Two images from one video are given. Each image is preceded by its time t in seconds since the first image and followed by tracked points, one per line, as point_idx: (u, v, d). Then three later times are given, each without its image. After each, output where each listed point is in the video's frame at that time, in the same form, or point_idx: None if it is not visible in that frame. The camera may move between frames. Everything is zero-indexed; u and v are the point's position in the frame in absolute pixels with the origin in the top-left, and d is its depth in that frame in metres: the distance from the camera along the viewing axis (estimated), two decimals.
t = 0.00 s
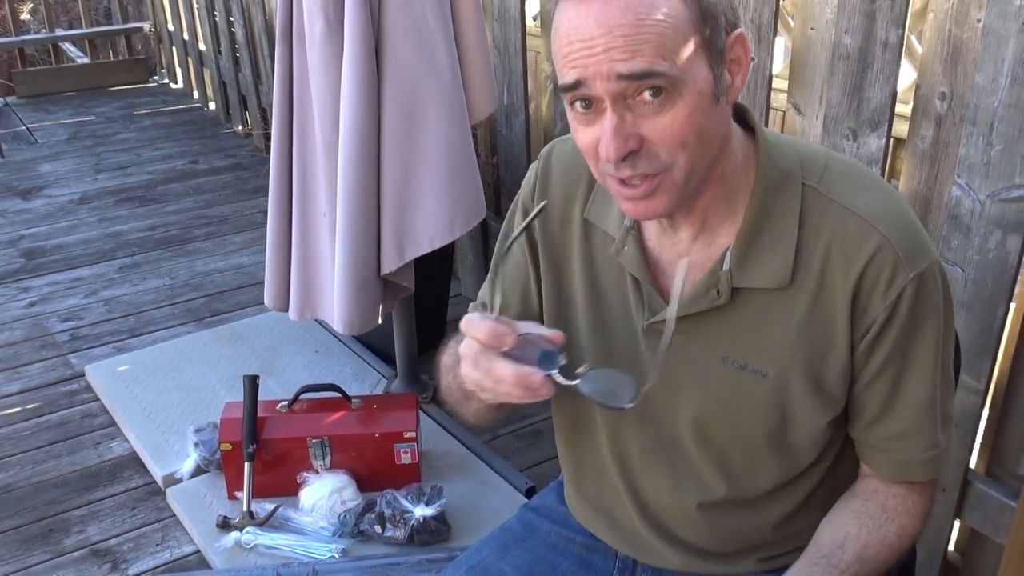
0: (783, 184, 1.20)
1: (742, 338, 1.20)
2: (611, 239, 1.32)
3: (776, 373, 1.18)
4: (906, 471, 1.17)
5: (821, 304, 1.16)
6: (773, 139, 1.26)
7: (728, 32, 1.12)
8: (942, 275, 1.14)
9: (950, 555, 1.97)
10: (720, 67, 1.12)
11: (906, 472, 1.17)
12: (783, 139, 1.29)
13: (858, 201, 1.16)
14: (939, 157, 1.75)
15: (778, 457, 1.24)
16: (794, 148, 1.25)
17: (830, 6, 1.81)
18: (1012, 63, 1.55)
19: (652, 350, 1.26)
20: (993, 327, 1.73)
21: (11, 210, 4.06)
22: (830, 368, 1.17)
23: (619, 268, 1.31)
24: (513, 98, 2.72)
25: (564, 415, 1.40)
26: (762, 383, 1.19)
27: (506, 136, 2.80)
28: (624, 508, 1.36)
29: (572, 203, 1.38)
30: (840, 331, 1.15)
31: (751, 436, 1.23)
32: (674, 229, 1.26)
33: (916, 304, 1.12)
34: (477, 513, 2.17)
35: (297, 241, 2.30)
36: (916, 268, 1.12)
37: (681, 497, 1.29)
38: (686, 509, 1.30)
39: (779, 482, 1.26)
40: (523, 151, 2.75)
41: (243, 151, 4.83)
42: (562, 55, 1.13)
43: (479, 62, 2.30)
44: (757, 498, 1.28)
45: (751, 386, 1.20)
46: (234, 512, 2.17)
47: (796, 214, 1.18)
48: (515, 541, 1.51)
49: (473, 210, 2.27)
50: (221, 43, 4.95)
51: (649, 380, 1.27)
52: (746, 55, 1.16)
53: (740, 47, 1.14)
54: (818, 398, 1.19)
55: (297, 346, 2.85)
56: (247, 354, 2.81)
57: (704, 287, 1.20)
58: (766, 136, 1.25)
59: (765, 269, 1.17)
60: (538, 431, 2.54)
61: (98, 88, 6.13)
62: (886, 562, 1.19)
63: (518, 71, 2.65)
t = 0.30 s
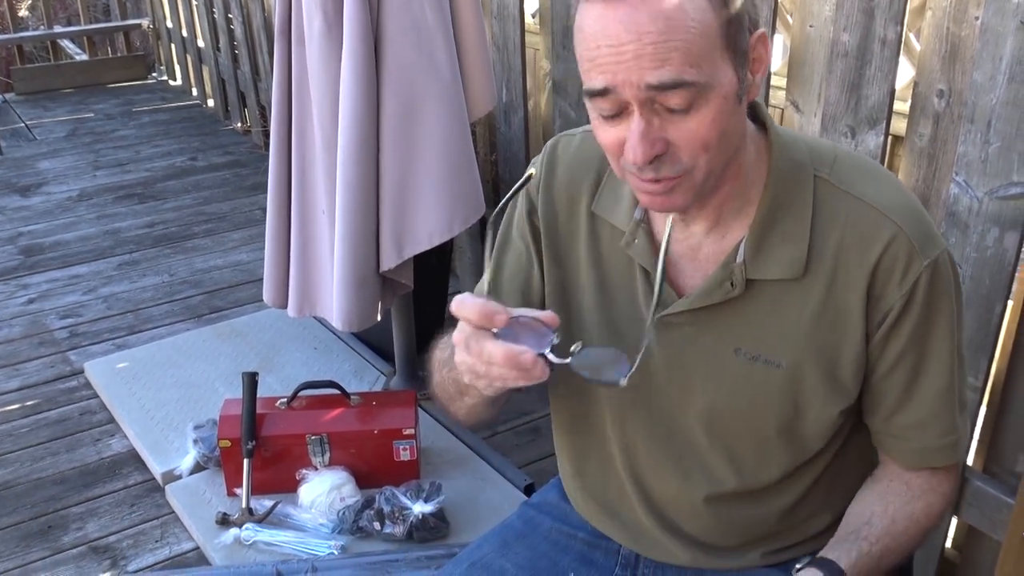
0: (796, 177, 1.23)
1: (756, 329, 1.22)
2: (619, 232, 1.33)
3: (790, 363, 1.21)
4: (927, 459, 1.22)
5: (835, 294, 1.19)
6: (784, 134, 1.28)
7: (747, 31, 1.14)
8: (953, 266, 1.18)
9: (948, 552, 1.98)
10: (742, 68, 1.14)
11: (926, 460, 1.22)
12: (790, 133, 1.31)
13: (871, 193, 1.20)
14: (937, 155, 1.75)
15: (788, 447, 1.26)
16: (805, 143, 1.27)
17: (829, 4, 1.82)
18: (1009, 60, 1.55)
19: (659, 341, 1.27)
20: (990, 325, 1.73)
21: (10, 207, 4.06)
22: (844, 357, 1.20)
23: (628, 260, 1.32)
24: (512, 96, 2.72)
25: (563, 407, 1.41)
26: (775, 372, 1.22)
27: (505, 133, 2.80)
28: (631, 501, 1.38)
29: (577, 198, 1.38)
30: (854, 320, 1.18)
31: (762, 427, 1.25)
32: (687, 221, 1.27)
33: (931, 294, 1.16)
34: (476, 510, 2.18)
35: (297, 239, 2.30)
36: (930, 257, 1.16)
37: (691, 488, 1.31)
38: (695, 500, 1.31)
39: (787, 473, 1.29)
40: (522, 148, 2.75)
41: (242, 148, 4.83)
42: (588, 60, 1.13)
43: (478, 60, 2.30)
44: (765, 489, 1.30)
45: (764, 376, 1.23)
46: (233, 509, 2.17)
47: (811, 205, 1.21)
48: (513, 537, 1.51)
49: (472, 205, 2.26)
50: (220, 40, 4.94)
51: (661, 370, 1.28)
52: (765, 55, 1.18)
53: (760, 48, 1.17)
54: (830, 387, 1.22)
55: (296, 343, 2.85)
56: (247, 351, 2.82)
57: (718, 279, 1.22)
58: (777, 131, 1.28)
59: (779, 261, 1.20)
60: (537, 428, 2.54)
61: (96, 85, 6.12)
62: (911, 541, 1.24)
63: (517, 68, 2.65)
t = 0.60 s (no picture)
0: (808, 185, 1.21)
1: (763, 335, 1.23)
2: (627, 233, 1.33)
3: (794, 370, 1.22)
4: (921, 471, 1.20)
5: (841, 304, 1.19)
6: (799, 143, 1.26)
7: (787, 81, 1.08)
8: (961, 279, 1.17)
9: (945, 550, 1.99)
10: (779, 120, 1.09)
11: (920, 471, 1.20)
12: (804, 139, 1.30)
13: (882, 204, 1.18)
14: (935, 154, 1.76)
15: (790, 453, 1.28)
16: (818, 150, 1.25)
17: (826, 4, 1.82)
18: (1006, 60, 1.56)
19: (666, 342, 1.30)
20: (987, 324, 1.74)
21: (8, 206, 4.06)
22: (848, 367, 1.21)
23: (636, 262, 1.33)
24: (510, 95, 2.72)
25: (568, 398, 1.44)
26: (780, 379, 1.23)
27: (503, 132, 2.80)
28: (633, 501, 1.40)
29: (587, 200, 1.38)
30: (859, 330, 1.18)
31: (765, 431, 1.27)
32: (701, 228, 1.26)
33: (936, 307, 1.15)
34: (475, 508, 2.18)
35: (294, 238, 2.30)
36: (937, 270, 1.14)
37: (692, 490, 1.33)
38: (697, 501, 1.33)
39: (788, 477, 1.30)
40: (520, 147, 2.76)
41: (240, 146, 4.83)
42: (626, 123, 1.08)
43: (476, 59, 2.31)
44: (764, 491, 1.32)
45: (768, 382, 1.24)
46: (231, 508, 2.18)
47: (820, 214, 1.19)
48: (512, 535, 1.52)
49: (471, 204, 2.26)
50: (218, 39, 4.94)
51: (668, 372, 1.31)
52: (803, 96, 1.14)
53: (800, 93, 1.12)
54: (832, 396, 1.23)
55: (294, 342, 2.85)
56: (245, 350, 2.82)
57: (726, 286, 1.23)
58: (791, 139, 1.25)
59: (786, 269, 1.20)
60: (535, 427, 2.55)
61: (94, 84, 6.12)
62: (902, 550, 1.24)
63: (515, 67, 2.65)
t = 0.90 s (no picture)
0: (806, 183, 1.22)
1: (754, 332, 1.25)
2: (625, 223, 1.34)
3: (783, 367, 1.24)
4: (887, 474, 1.24)
5: (833, 302, 1.20)
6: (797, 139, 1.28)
7: (780, 111, 1.08)
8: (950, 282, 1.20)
9: (938, 537, 2.00)
10: (772, 145, 1.10)
11: (886, 476, 1.24)
12: (803, 134, 1.31)
13: (876, 205, 1.20)
14: (927, 142, 1.76)
15: (779, 444, 1.30)
16: (817, 147, 1.27)
17: None
18: (998, 48, 1.57)
19: (660, 335, 1.32)
20: (979, 311, 1.75)
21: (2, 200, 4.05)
22: (837, 364, 1.22)
23: (633, 254, 1.34)
24: (505, 86, 2.72)
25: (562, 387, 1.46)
26: (767, 375, 1.25)
27: (497, 123, 2.81)
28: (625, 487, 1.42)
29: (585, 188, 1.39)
30: (849, 328, 1.20)
31: (754, 425, 1.29)
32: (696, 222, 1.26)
33: (924, 310, 1.18)
34: (470, 497, 2.19)
35: (289, 229, 2.30)
36: (927, 273, 1.17)
37: (683, 478, 1.36)
38: (688, 489, 1.36)
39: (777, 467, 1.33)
40: (514, 138, 2.76)
41: (234, 140, 4.82)
42: (616, 147, 1.09)
43: (470, 50, 2.31)
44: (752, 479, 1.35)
45: (757, 377, 1.26)
46: (227, 499, 2.18)
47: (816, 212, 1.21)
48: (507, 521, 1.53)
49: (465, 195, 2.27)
50: (212, 32, 4.93)
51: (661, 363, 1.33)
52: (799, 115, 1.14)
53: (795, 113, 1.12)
54: (820, 393, 1.25)
55: (290, 334, 2.86)
56: (240, 342, 2.82)
57: (720, 282, 1.24)
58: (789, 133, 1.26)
59: (780, 266, 1.21)
60: (531, 417, 2.56)
61: (88, 78, 6.10)
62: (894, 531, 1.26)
63: (509, 58, 2.65)
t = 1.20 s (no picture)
0: (793, 189, 1.24)
1: (740, 335, 1.27)
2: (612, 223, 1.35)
3: (768, 372, 1.26)
4: (860, 480, 1.25)
5: (818, 308, 1.22)
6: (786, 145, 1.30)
7: (760, 151, 1.12)
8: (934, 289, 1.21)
9: (928, 527, 2.01)
10: (754, 179, 1.15)
11: (860, 481, 1.26)
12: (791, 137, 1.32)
13: (862, 211, 1.22)
14: (920, 134, 1.77)
15: (764, 443, 1.32)
16: (804, 152, 1.28)
17: None
18: (990, 40, 1.57)
19: (647, 336, 1.33)
20: (970, 303, 1.76)
21: None
22: (822, 369, 1.24)
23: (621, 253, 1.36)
24: (500, 77, 2.72)
25: (547, 376, 1.47)
26: (752, 379, 1.27)
27: (493, 114, 2.81)
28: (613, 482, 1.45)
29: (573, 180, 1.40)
30: (833, 333, 1.21)
31: (739, 426, 1.31)
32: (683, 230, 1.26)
33: (908, 315, 1.19)
34: (465, 487, 2.20)
35: (283, 219, 2.31)
36: (913, 281, 1.18)
37: (670, 475, 1.38)
38: (675, 486, 1.38)
39: (762, 464, 1.35)
40: (509, 129, 2.76)
41: (230, 129, 4.81)
42: (602, 205, 1.13)
43: (466, 40, 2.31)
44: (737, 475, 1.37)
45: (742, 378, 1.28)
46: (222, 487, 2.19)
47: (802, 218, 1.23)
48: (498, 508, 1.55)
49: (460, 185, 2.27)
50: (207, 21, 4.91)
51: (648, 364, 1.35)
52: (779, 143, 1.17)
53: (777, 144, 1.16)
54: (802, 396, 1.26)
55: (285, 323, 2.86)
56: (235, 331, 2.82)
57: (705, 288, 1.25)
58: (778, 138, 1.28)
59: (767, 273, 1.22)
60: (525, 407, 2.57)
61: (82, 68, 6.08)
62: (879, 522, 1.28)
63: (504, 49, 2.65)
